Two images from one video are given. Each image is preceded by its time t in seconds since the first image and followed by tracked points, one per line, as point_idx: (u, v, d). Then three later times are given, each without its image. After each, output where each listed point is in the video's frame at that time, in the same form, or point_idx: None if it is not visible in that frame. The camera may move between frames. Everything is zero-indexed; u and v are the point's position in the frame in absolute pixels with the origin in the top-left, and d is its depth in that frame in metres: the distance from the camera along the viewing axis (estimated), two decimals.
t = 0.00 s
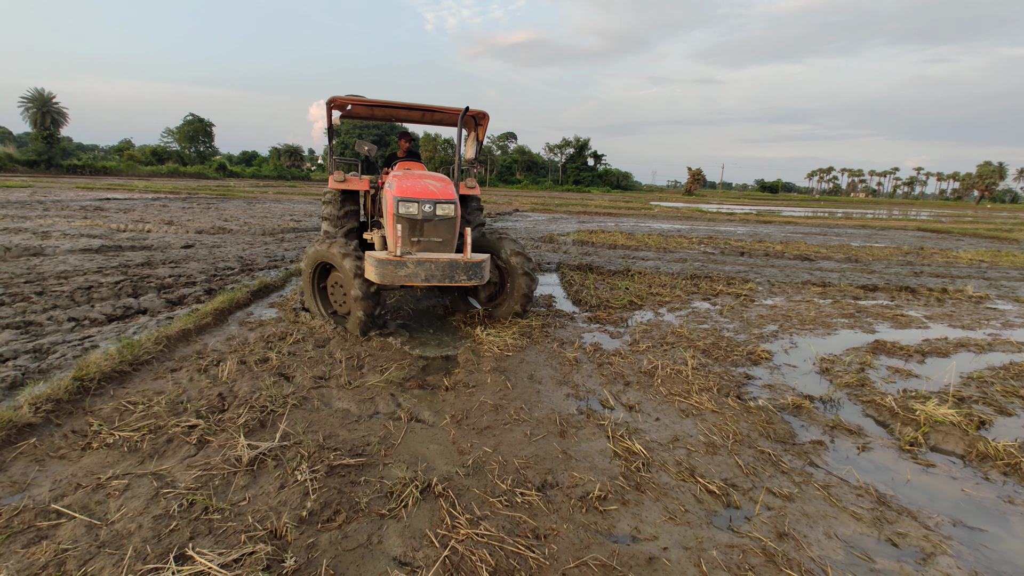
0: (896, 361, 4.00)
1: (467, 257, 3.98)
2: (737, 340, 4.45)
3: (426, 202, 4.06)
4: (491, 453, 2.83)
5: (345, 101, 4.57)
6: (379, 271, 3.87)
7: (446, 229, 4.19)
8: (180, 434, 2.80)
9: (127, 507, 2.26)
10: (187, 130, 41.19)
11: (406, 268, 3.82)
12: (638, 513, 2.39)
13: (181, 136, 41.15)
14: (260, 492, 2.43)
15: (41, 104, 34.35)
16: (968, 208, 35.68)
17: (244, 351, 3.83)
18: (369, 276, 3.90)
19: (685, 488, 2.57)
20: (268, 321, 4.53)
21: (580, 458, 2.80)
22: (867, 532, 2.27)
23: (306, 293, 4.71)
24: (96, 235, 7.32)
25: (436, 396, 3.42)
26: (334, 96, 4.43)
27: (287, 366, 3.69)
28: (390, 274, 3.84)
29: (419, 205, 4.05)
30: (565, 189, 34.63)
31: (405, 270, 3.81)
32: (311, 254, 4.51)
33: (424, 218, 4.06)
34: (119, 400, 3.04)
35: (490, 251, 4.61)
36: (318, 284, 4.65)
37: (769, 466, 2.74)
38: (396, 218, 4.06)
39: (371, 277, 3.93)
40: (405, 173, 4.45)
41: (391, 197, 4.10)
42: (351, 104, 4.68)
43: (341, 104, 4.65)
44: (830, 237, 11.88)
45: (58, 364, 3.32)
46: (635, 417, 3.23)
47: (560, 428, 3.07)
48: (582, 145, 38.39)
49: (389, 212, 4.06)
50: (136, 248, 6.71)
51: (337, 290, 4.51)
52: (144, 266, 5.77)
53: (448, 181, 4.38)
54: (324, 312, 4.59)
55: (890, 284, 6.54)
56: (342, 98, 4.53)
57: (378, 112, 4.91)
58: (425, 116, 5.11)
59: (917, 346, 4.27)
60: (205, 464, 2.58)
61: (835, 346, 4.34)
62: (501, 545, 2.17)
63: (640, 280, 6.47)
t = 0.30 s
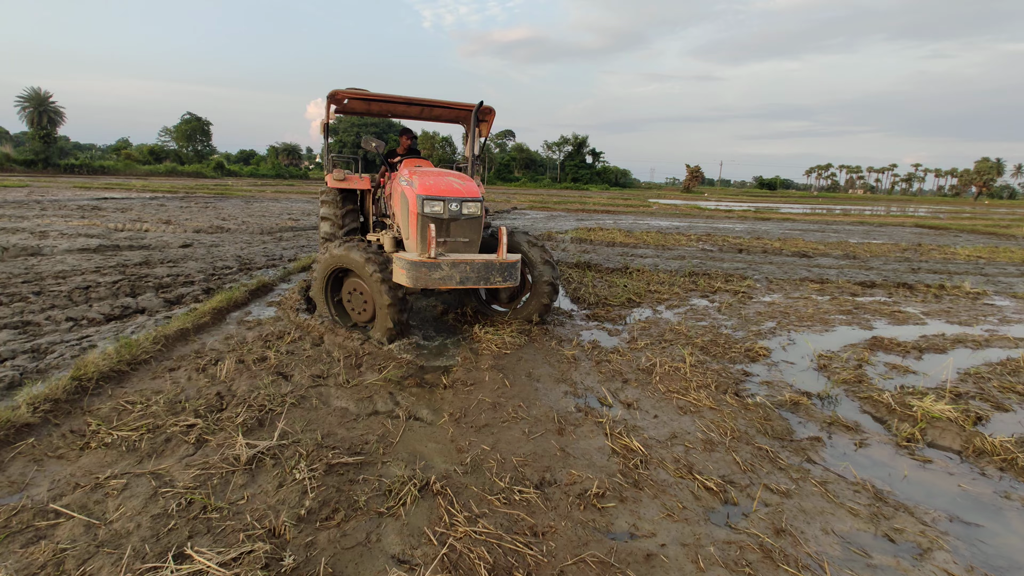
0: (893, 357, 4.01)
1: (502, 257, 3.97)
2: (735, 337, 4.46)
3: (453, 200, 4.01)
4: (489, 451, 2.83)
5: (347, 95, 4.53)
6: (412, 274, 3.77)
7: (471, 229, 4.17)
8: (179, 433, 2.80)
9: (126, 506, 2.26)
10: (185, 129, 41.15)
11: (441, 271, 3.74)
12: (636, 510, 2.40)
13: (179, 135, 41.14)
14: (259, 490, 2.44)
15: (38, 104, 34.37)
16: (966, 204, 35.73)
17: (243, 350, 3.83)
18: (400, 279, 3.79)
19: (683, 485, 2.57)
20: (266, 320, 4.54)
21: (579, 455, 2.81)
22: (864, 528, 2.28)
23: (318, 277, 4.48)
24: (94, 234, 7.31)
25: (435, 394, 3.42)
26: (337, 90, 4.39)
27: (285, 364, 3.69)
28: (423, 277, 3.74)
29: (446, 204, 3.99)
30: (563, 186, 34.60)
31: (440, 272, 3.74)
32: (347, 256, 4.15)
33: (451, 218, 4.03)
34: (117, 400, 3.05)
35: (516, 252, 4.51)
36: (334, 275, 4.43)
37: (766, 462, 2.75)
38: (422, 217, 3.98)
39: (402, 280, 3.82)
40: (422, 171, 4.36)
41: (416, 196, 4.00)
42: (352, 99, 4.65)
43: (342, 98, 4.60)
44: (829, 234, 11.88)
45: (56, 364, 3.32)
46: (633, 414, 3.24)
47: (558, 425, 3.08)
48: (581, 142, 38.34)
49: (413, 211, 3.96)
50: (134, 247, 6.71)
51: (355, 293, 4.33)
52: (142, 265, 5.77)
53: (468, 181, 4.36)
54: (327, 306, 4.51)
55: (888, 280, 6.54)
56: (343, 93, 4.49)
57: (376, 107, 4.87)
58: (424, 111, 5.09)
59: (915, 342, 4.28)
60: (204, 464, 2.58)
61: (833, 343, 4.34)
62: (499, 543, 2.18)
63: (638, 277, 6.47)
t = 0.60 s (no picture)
0: (877, 352, 4.07)
1: (534, 257, 3.91)
2: (722, 334, 4.50)
3: (475, 199, 3.84)
4: (478, 448, 2.84)
5: (338, 89, 4.45)
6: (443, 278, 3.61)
7: (494, 228, 4.02)
8: (164, 434, 2.77)
9: (110, 509, 2.24)
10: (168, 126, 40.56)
11: (474, 273, 3.62)
12: (624, 505, 2.42)
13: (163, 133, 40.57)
14: (246, 491, 2.42)
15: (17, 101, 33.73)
16: (948, 200, 36.35)
17: (229, 350, 3.80)
18: (430, 284, 3.61)
19: (671, 480, 2.60)
20: (253, 319, 4.50)
21: (567, 452, 2.82)
22: (847, 520, 2.31)
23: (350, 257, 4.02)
24: (75, 234, 7.20)
25: (423, 393, 3.42)
26: (330, 84, 4.29)
27: (273, 364, 3.66)
28: (455, 280, 3.59)
29: (468, 203, 3.82)
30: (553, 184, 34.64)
31: (473, 275, 3.61)
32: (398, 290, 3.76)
33: (474, 217, 3.84)
34: (101, 401, 3.01)
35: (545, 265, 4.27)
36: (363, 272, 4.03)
37: (752, 457, 2.78)
38: (444, 218, 3.80)
39: (431, 284, 3.65)
40: (436, 170, 4.18)
41: (436, 195, 3.81)
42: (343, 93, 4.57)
43: (333, 92, 4.53)
44: (814, 230, 12.02)
45: (37, 365, 3.27)
46: (621, 410, 3.26)
47: (546, 423, 3.09)
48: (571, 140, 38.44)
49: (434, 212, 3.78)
50: (117, 247, 6.61)
51: (372, 300, 4.05)
52: (125, 265, 5.69)
53: (485, 178, 4.21)
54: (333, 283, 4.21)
55: (871, 276, 6.64)
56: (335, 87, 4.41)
57: (366, 102, 4.81)
58: (414, 106, 5.04)
59: (897, 337, 4.34)
60: (190, 465, 2.56)
61: (818, 338, 4.40)
62: (488, 540, 2.18)
63: (626, 274, 6.51)
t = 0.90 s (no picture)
0: (845, 346, 4.19)
1: (562, 265, 3.85)
2: (697, 330, 4.57)
3: (493, 204, 3.77)
4: (456, 447, 2.84)
5: (323, 85, 4.34)
6: (474, 290, 3.51)
7: (512, 233, 3.97)
8: (134, 439, 2.71)
9: (77, 517, 2.18)
10: (138, 123, 39.44)
11: (505, 283, 3.54)
12: (601, 500, 2.45)
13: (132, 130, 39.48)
14: (220, 495, 2.38)
15: None
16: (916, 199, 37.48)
17: (202, 352, 3.73)
18: (460, 296, 3.52)
19: (647, 475, 2.64)
20: (226, 321, 4.42)
21: (544, 449, 2.84)
22: (817, 509, 2.38)
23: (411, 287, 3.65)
24: (38, 234, 6.97)
25: (401, 393, 3.40)
26: (316, 80, 4.17)
27: (247, 366, 3.60)
28: (489, 291, 3.50)
29: (487, 208, 3.74)
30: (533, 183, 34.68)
31: (504, 285, 3.53)
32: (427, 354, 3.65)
33: (494, 224, 3.77)
34: (67, 406, 2.92)
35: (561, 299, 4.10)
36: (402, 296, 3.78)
37: (726, 450, 2.84)
38: (464, 225, 3.69)
39: (461, 296, 3.56)
40: (447, 172, 4.01)
41: (455, 202, 3.69)
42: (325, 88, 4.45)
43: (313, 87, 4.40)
44: (787, 228, 12.29)
45: None
46: (598, 407, 3.29)
47: (524, 421, 3.11)
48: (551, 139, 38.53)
49: (455, 220, 3.66)
50: (83, 248, 6.42)
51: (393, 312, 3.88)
52: (92, 266, 5.53)
53: (495, 180, 4.13)
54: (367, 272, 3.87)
55: (841, 272, 6.82)
56: (319, 84, 4.31)
57: (346, 96, 4.71)
58: (395, 101, 4.99)
59: (865, 332, 4.48)
60: (161, 470, 2.50)
61: (790, 333, 4.51)
62: (467, 538, 2.19)
63: (604, 272, 6.57)
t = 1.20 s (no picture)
0: (813, 342, 4.30)
1: (588, 265, 3.81)
2: (671, 327, 4.64)
3: (515, 205, 3.74)
4: (432, 448, 2.83)
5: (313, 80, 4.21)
6: (511, 294, 3.43)
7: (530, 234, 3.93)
8: (97, 447, 2.63)
9: (37, 528, 2.10)
10: (103, 121, 38.20)
11: (542, 287, 3.48)
12: (576, 497, 2.46)
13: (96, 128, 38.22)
14: (189, 502, 2.33)
15: None
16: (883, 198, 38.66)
17: (170, 356, 3.63)
18: (496, 301, 3.43)
19: (622, 472, 2.66)
20: (196, 324, 4.31)
21: (520, 448, 2.85)
22: (785, 501, 2.44)
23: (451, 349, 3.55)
24: None
25: (377, 394, 3.37)
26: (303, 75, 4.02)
27: (217, 369, 3.53)
28: (525, 295, 3.44)
29: (509, 210, 3.70)
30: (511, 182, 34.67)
31: (541, 289, 3.47)
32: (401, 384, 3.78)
33: (516, 225, 3.75)
34: (25, 414, 2.81)
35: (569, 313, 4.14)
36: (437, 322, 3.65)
37: (699, 446, 2.89)
38: (487, 226, 3.63)
39: (496, 300, 3.47)
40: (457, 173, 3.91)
41: (478, 204, 3.61)
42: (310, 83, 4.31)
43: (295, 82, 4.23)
44: (758, 227, 12.56)
45: None
46: (574, 405, 3.32)
47: (500, 420, 3.11)
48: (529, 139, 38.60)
49: (480, 222, 3.58)
50: (43, 250, 6.19)
51: (416, 327, 3.74)
52: (53, 269, 5.34)
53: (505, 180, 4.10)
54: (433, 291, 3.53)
55: (809, 269, 7.00)
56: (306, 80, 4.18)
57: (327, 92, 4.57)
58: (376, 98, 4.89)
59: (832, 327, 4.60)
60: (127, 478, 2.43)
61: (761, 330, 4.61)
62: (443, 539, 2.18)
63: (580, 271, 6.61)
